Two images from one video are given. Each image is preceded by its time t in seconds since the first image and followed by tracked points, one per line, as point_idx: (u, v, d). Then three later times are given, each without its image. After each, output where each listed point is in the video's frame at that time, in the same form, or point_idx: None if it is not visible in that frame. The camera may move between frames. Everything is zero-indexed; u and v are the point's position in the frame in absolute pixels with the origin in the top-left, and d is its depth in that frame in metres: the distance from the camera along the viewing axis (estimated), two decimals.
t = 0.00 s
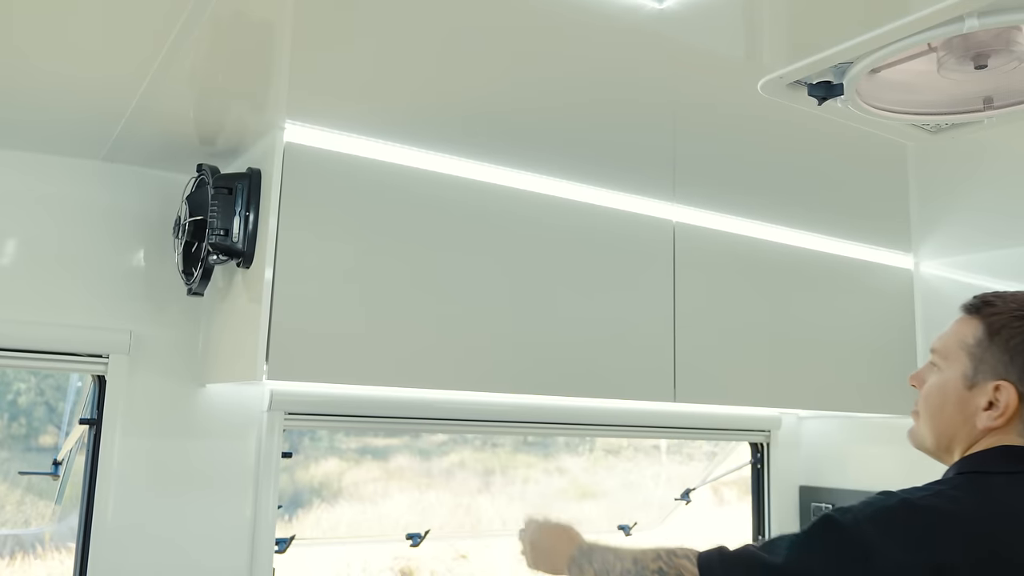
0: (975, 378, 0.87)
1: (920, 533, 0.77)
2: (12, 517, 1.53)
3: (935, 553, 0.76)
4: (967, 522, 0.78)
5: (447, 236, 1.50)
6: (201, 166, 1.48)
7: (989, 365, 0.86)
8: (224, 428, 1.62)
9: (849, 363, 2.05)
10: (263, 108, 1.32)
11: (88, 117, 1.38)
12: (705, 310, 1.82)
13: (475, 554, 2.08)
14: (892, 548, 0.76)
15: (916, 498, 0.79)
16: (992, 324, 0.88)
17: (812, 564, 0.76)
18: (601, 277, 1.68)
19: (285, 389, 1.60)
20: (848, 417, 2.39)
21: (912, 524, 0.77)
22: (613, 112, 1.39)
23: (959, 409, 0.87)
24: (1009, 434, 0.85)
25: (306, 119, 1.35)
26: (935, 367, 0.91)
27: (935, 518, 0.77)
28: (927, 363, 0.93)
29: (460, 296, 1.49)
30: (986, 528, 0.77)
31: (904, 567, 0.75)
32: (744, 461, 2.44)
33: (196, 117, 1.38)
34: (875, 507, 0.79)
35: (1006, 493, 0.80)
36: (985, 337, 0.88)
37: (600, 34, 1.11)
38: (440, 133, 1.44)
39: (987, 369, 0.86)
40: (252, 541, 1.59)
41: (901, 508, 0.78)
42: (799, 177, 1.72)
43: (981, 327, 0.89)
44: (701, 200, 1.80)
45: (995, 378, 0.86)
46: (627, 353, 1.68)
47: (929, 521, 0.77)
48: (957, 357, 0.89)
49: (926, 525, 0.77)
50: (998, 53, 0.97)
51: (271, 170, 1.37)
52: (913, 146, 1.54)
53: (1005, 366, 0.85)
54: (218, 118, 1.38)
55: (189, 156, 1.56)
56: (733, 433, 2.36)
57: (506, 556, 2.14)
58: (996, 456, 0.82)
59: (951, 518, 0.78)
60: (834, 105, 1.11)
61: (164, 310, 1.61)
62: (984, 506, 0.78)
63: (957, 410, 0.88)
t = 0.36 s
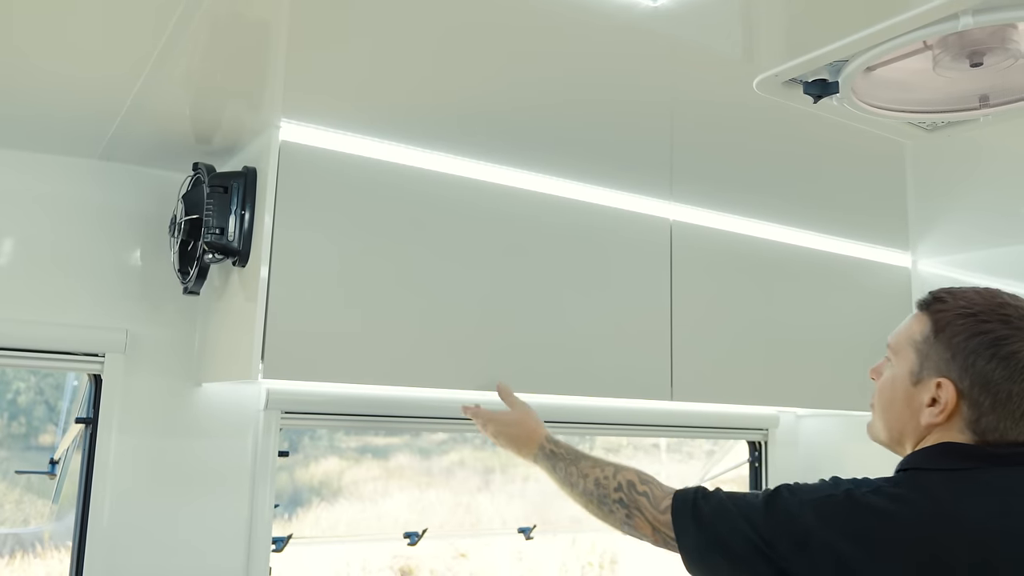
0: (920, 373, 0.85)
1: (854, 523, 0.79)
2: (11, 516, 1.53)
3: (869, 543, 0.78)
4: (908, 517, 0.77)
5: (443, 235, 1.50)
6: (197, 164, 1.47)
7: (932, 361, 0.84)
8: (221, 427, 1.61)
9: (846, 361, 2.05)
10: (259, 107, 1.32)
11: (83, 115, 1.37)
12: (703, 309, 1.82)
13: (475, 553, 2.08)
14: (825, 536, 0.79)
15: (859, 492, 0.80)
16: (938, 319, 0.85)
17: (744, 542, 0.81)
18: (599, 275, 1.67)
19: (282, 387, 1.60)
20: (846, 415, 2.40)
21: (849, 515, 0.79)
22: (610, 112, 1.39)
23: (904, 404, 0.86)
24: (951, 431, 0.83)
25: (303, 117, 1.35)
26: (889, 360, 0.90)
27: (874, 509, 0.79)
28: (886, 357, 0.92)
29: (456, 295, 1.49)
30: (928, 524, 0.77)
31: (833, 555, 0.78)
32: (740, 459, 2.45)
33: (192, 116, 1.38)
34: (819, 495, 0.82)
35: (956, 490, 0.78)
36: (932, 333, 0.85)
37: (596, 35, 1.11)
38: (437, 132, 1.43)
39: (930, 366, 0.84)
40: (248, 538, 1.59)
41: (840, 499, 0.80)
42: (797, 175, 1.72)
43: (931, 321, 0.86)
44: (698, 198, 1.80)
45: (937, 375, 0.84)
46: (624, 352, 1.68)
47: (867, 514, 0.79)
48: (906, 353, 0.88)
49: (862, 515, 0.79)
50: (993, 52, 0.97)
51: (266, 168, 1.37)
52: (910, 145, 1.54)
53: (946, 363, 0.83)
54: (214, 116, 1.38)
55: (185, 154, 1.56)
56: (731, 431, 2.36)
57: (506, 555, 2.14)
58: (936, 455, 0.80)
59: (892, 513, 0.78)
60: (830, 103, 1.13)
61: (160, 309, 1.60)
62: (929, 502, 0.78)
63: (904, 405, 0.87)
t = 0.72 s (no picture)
0: (894, 369, 0.93)
1: (822, 518, 0.87)
2: (10, 515, 1.53)
3: (834, 538, 0.86)
4: (873, 517, 0.85)
5: (439, 234, 1.50)
6: (192, 163, 1.47)
7: (905, 358, 0.92)
8: (218, 426, 1.62)
9: (843, 361, 2.05)
10: (254, 106, 1.32)
11: (79, 113, 1.37)
12: (700, 308, 1.82)
13: (474, 553, 2.08)
14: (795, 530, 0.88)
15: (831, 492, 0.88)
16: (912, 317, 0.92)
17: (723, 531, 0.91)
18: (595, 274, 1.67)
19: (276, 387, 1.62)
20: (844, 415, 2.40)
21: (821, 512, 0.87)
22: (606, 111, 1.39)
23: (880, 398, 0.94)
24: (921, 427, 0.90)
25: (298, 117, 1.35)
26: (871, 355, 0.98)
27: (842, 509, 0.86)
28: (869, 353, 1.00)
29: (452, 294, 1.49)
30: (891, 524, 0.84)
31: (801, 548, 0.87)
32: (738, 459, 2.45)
33: (187, 114, 1.38)
34: (794, 493, 0.90)
35: (921, 494, 0.84)
36: (906, 330, 0.92)
37: (591, 33, 1.11)
38: (432, 131, 1.43)
39: (902, 362, 0.92)
40: (243, 539, 1.60)
41: (813, 498, 0.88)
42: (794, 174, 1.72)
43: (907, 319, 0.93)
44: (695, 197, 1.80)
45: (909, 371, 0.91)
46: (621, 351, 1.68)
47: (836, 513, 0.87)
48: (883, 348, 0.95)
49: (831, 512, 0.87)
50: (988, 50, 0.97)
51: (261, 167, 1.38)
52: (907, 145, 1.54)
53: (917, 360, 0.90)
54: (210, 115, 1.38)
55: (180, 153, 1.56)
56: (728, 430, 2.36)
57: (506, 555, 2.13)
58: (907, 456, 0.87)
59: (859, 512, 0.86)
60: (825, 102, 1.13)
61: (155, 308, 1.60)
62: (895, 504, 0.85)
63: (880, 400, 0.95)
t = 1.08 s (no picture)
0: (900, 363, 0.93)
1: (822, 518, 0.87)
2: (9, 515, 1.53)
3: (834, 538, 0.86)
4: (875, 518, 0.85)
5: (436, 234, 1.50)
6: (188, 163, 1.47)
7: (911, 352, 0.91)
8: (215, 425, 1.62)
9: (842, 360, 2.05)
10: (250, 105, 1.32)
11: (75, 112, 1.37)
12: (698, 307, 1.82)
13: (474, 553, 2.08)
14: (794, 530, 0.88)
15: (832, 491, 0.88)
16: (921, 311, 0.92)
17: (721, 531, 0.91)
18: (593, 274, 1.67)
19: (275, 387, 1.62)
20: (843, 414, 2.40)
21: (820, 511, 0.87)
22: (603, 111, 1.39)
23: (885, 392, 0.94)
24: (923, 422, 0.90)
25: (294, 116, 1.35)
26: (881, 350, 0.98)
27: (843, 508, 0.86)
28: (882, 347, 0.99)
29: (449, 294, 1.49)
30: (892, 525, 0.84)
31: (801, 547, 0.87)
32: (738, 458, 2.45)
33: (184, 113, 1.37)
34: (794, 491, 0.90)
35: (923, 496, 0.84)
36: (914, 324, 0.92)
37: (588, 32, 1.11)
38: (429, 131, 1.43)
39: (908, 356, 0.91)
40: (242, 532, 1.60)
41: (813, 497, 0.88)
42: (792, 174, 1.71)
43: (917, 314, 0.93)
44: (693, 197, 1.80)
45: (914, 365, 0.91)
46: (619, 350, 1.67)
47: (836, 512, 0.87)
48: (892, 342, 0.95)
49: (831, 512, 0.87)
50: (985, 48, 0.96)
51: (257, 165, 1.38)
52: (906, 145, 1.53)
53: (922, 354, 0.90)
54: (207, 114, 1.38)
55: (177, 153, 1.56)
56: (727, 429, 2.36)
57: (505, 554, 2.13)
58: (908, 455, 0.87)
59: (859, 512, 0.86)
60: (822, 100, 1.12)
61: (152, 308, 1.60)
62: (897, 505, 0.84)
63: (884, 393, 0.94)
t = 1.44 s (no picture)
0: (924, 360, 0.89)
1: (844, 518, 0.83)
2: (8, 514, 1.52)
3: (855, 539, 0.82)
4: (896, 519, 0.81)
5: (434, 233, 1.50)
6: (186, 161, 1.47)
7: (936, 349, 0.87)
8: (214, 425, 1.62)
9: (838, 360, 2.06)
10: (247, 104, 1.32)
11: (72, 111, 1.37)
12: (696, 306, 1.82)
13: (475, 552, 2.08)
14: (812, 531, 0.84)
15: (852, 490, 0.84)
16: (950, 308, 0.88)
17: (736, 533, 0.87)
18: (591, 273, 1.67)
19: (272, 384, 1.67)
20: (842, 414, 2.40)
21: (840, 512, 0.84)
22: (602, 110, 1.38)
23: (908, 390, 0.90)
24: (945, 422, 0.86)
25: (291, 115, 1.36)
26: (904, 346, 0.94)
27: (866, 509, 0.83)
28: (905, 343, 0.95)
29: (447, 293, 1.49)
30: (916, 526, 0.80)
31: (818, 549, 0.83)
32: (737, 457, 2.45)
33: (181, 112, 1.37)
34: (813, 491, 0.86)
35: (947, 497, 0.81)
36: (941, 321, 0.88)
37: (586, 30, 1.10)
38: (427, 130, 1.43)
39: (933, 353, 0.87)
40: (240, 535, 1.61)
41: (833, 497, 0.85)
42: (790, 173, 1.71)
43: (944, 310, 0.89)
44: (691, 195, 1.80)
45: (939, 362, 0.87)
46: (617, 349, 1.67)
47: (857, 512, 0.83)
48: (916, 339, 0.91)
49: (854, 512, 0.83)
50: (982, 46, 0.96)
51: (253, 163, 1.38)
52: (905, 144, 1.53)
53: (948, 352, 0.86)
54: (204, 113, 1.38)
55: (175, 152, 1.56)
56: (726, 429, 2.37)
57: (506, 554, 2.13)
58: (931, 456, 0.83)
59: (882, 513, 0.82)
60: (819, 99, 1.13)
61: (150, 307, 1.60)
62: (919, 504, 0.81)
63: (905, 391, 0.91)
